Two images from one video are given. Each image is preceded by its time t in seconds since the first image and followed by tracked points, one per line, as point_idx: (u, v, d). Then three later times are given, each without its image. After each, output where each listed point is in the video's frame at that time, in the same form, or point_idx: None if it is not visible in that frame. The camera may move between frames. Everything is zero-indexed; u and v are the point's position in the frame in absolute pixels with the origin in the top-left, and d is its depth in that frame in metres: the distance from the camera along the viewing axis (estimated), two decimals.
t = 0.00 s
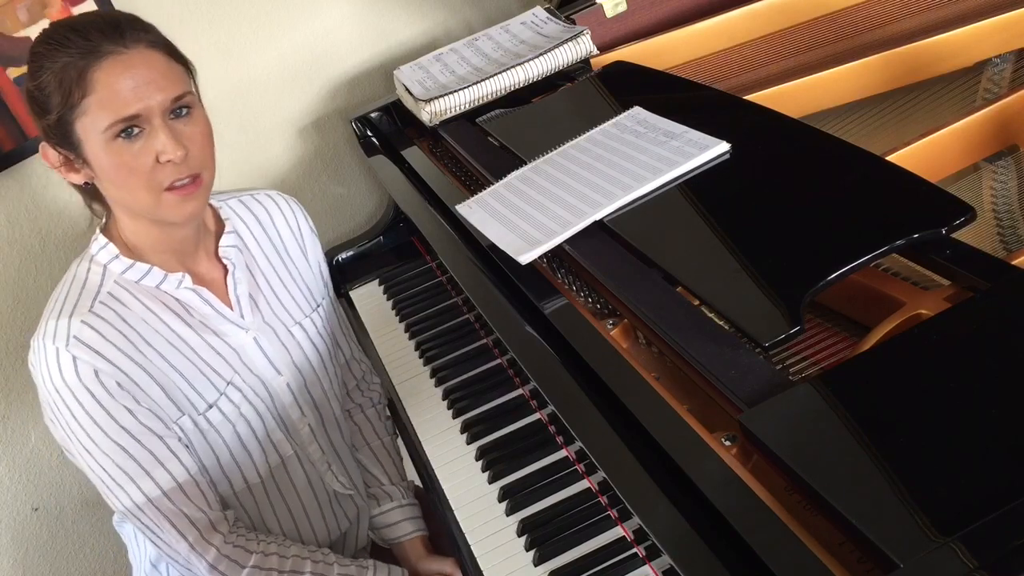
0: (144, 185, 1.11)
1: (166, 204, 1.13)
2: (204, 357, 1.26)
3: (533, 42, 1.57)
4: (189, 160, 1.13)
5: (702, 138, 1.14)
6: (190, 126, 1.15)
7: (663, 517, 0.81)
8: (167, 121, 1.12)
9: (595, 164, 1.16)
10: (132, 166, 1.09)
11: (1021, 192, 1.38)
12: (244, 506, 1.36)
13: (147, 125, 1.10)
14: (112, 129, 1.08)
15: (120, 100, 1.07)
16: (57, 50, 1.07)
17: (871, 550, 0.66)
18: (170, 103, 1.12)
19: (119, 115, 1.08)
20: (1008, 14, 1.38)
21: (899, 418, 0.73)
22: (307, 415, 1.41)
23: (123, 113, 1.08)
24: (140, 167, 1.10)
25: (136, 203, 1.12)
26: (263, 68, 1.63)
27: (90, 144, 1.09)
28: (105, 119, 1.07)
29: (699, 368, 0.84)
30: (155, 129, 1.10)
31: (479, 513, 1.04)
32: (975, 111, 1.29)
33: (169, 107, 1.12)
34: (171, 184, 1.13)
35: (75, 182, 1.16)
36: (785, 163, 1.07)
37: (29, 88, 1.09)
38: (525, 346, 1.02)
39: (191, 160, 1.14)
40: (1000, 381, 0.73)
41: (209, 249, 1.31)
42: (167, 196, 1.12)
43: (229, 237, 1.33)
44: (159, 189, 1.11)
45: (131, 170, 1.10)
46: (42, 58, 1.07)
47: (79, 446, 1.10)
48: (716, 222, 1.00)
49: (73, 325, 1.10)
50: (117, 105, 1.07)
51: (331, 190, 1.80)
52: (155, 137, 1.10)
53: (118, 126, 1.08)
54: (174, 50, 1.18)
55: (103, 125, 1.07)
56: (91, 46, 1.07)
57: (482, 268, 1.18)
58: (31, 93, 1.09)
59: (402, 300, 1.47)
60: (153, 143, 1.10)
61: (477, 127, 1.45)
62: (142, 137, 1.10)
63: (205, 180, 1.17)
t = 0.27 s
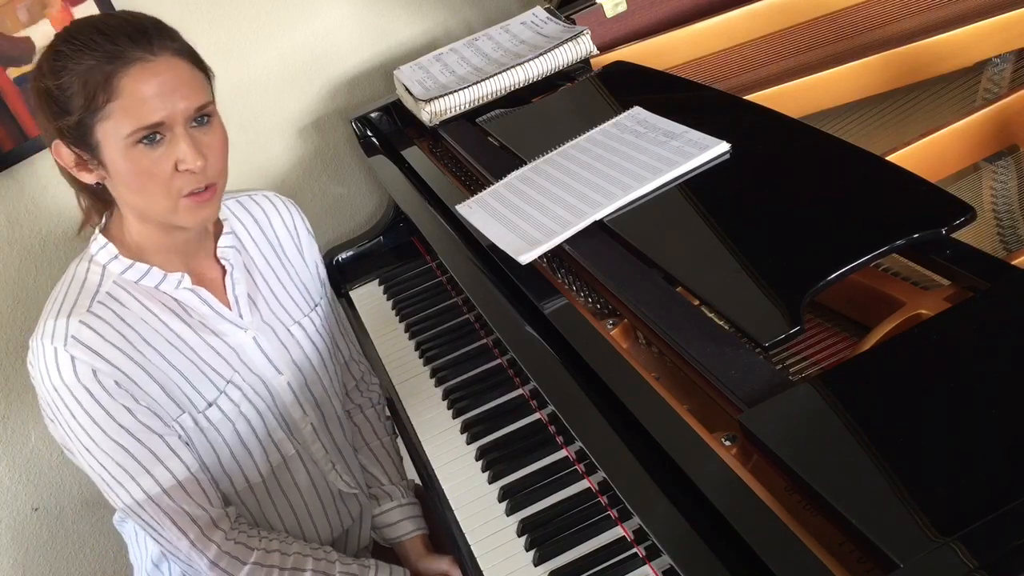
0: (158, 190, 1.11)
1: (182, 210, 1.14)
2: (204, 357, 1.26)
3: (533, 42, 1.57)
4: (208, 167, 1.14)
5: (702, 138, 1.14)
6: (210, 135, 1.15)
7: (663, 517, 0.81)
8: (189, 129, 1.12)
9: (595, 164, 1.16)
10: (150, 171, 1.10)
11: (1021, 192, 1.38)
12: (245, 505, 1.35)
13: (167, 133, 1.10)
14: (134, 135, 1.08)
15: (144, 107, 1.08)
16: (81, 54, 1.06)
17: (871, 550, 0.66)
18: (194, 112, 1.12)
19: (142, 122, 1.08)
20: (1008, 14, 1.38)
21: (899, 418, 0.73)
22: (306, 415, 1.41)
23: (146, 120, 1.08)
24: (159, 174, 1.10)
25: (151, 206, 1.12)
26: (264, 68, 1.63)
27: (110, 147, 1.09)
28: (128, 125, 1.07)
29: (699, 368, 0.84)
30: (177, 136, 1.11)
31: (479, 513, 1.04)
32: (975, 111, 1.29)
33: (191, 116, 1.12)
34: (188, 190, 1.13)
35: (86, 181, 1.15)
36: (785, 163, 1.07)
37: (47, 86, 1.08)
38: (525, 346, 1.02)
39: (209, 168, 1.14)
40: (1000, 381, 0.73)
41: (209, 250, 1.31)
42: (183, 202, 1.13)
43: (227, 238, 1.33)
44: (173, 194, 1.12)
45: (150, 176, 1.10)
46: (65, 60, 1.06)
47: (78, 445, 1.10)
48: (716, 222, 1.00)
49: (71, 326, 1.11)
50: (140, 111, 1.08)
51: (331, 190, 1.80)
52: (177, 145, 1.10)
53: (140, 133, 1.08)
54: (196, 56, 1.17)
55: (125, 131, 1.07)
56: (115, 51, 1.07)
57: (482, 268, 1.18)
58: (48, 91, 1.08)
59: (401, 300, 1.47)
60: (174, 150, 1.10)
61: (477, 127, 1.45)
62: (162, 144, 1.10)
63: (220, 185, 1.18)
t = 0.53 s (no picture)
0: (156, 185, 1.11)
1: (189, 203, 1.15)
2: (208, 358, 1.26)
3: (533, 42, 1.57)
4: (212, 158, 1.15)
5: (702, 138, 1.14)
6: (207, 125, 1.16)
7: (663, 517, 0.81)
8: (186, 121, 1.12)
9: (595, 164, 1.16)
10: (154, 170, 1.10)
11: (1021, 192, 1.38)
12: (247, 505, 1.36)
13: (165, 128, 1.10)
14: (133, 135, 1.08)
15: (140, 104, 1.08)
16: (70, 58, 1.06)
17: (871, 550, 0.66)
18: (189, 103, 1.13)
19: (139, 121, 1.08)
20: (1008, 14, 1.38)
21: (899, 418, 0.73)
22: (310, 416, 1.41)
23: (141, 118, 1.08)
24: (164, 171, 1.11)
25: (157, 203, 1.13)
26: (263, 69, 1.63)
27: (111, 150, 1.09)
28: (125, 127, 1.07)
29: (699, 368, 0.84)
30: (178, 130, 1.11)
31: (479, 513, 1.04)
32: (975, 111, 1.29)
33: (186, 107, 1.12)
34: (196, 183, 1.14)
35: (88, 189, 1.16)
36: (785, 163, 1.07)
37: (37, 99, 1.07)
38: (525, 346, 1.02)
39: (213, 158, 1.15)
40: (1000, 381, 0.73)
41: (214, 250, 1.31)
42: (190, 194, 1.14)
43: (232, 240, 1.33)
44: (174, 189, 1.12)
45: (156, 173, 1.10)
46: (53, 69, 1.06)
47: (83, 446, 1.11)
48: (716, 222, 1.00)
49: (78, 326, 1.10)
50: (137, 109, 1.08)
51: (331, 190, 1.80)
52: (179, 139, 1.11)
53: (140, 133, 1.08)
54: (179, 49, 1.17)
55: (124, 133, 1.08)
56: (103, 51, 1.07)
57: (482, 268, 1.18)
58: (40, 104, 1.08)
59: (402, 300, 1.47)
60: (174, 145, 1.11)
61: (477, 127, 1.45)
62: (161, 140, 1.10)
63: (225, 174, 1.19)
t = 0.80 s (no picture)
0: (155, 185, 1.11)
1: (191, 204, 1.15)
2: (208, 359, 1.26)
3: (533, 42, 1.57)
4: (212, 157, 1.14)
5: (702, 138, 1.14)
6: (207, 124, 1.16)
7: (663, 517, 0.81)
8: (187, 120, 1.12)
9: (595, 164, 1.16)
10: (154, 168, 1.10)
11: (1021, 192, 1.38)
12: (247, 507, 1.36)
13: (165, 127, 1.10)
14: (134, 133, 1.08)
15: (141, 104, 1.08)
16: (70, 58, 1.06)
17: (871, 550, 0.66)
18: (190, 103, 1.13)
19: (140, 119, 1.08)
20: (1008, 14, 1.38)
21: (899, 418, 0.73)
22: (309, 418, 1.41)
23: (142, 117, 1.08)
24: (164, 169, 1.10)
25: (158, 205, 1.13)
26: (263, 69, 1.63)
27: (111, 149, 1.09)
28: (126, 125, 1.07)
29: (699, 368, 0.84)
30: (178, 129, 1.11)
31: (479, 513, 1.04)
32: (975, 111, 1.28)
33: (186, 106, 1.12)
34: (195, 181, 1.14)
35: (88, 190, 1.16)
36: (785, 163, 1.07)
37: (38, 100, 1.07)
38: (525, 346, 1.02)
39: (213, 157, 1.15)
40: (999, 381, 0.73)
41: (213, 251, 1.31)
42: (189, 193, 1.14)
43: (231, 240, 1.33)
44: (174, 189, 1.12)
45: (155, 173, 1.10)
46: (53, 69, 1.06)
47: (83, 450, 1.11)
48: (716, 222, 1.00)
49: (77, 330, 1.11)
50: (138, 109, 1.08)
51: (331, 190, 1.80)
52: (180, 137, 1.11)
53: (141, 131, 1.08)
54: (180, 49, 1.17)
55: (125, 131, 1.07)
56: (104, 51, 1.07)
57: (482, 268, 1.18)
58: (41, 105, 1.08)
59: (401, 300, 1.47)
60: (174, 144, 1.10)
61: (477, 127, 1.44)
62: (161, 139, 1.10)
63: (224, 174, 1.19)
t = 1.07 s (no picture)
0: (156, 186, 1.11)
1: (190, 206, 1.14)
2: (205, 359, 1.26)
3: (533, 42, 1.57)
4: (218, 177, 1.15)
5: (701, 138, 1.14)
6: (218, 142, 1.16)
7: (664, 518, 0.81)
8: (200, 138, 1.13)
9: (595, 164, 1.16)
10: (161, 182, 1.10)
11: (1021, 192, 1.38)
12: (244, 507, 1.36)
13: (178, 144, 1.11)
14: (146, 146, 1.08)
15: (156, 119, 1.08)
16: (90, 64, 1.05)
17: (871, 550, 0.66)
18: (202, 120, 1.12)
19: (155, 134, 1.08)
20: (1008, 15, 1.38)
21: (899, 418, 0.73)
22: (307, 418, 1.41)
23: (156, 133, 1.08)
24: (169, 184, 1.10)
25: (158, 206, 1.13)
26: (263, 69, 1.63)
27: (119, 158, 1.09)
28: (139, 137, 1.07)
29: (699, 368, 0.84)
30: (190, 147, 1.11)
31: (479, 513, 1.04)
32: (975, 111, 1.28)
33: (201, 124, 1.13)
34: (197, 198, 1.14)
35: (91, 189, 1.15)
36: (785, 163, 1.07)
37: (49, 98, 1.06)
38: (525, 346, 1.02)
39: (219, 177, 1.15)
40: (1000, 381, 0.73)
41: (211, 250, 1.31)
42: (191, 208, 1.15)
43: (228, 240, 1.33)
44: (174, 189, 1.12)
45: (160, 186, 1.10)
46: (72, 72, 1.05)
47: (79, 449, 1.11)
48: (716, 222, 1.00)
49: (73, 329, 1.11)
50: (152, 123, 1.08)
51: (331, 190, 1.80)
52: (190, 155, 1.11)
53: (152, 145, 1.08)
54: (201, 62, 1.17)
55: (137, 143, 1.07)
56: (124, 63, 1.06)
57: (482, 268, 1.18)
58: (52, 103, 1.06)
59: (401, 300, 1.47)
60: (183, 161, 1.11)
61: (477, 127, 1.44)
62: (172, 155, 1.11)
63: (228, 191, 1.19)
